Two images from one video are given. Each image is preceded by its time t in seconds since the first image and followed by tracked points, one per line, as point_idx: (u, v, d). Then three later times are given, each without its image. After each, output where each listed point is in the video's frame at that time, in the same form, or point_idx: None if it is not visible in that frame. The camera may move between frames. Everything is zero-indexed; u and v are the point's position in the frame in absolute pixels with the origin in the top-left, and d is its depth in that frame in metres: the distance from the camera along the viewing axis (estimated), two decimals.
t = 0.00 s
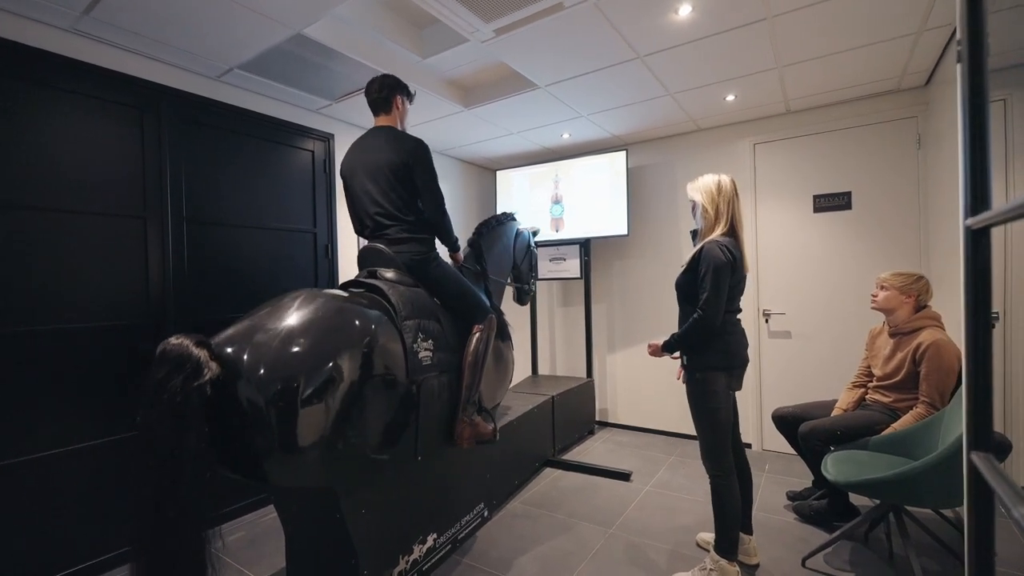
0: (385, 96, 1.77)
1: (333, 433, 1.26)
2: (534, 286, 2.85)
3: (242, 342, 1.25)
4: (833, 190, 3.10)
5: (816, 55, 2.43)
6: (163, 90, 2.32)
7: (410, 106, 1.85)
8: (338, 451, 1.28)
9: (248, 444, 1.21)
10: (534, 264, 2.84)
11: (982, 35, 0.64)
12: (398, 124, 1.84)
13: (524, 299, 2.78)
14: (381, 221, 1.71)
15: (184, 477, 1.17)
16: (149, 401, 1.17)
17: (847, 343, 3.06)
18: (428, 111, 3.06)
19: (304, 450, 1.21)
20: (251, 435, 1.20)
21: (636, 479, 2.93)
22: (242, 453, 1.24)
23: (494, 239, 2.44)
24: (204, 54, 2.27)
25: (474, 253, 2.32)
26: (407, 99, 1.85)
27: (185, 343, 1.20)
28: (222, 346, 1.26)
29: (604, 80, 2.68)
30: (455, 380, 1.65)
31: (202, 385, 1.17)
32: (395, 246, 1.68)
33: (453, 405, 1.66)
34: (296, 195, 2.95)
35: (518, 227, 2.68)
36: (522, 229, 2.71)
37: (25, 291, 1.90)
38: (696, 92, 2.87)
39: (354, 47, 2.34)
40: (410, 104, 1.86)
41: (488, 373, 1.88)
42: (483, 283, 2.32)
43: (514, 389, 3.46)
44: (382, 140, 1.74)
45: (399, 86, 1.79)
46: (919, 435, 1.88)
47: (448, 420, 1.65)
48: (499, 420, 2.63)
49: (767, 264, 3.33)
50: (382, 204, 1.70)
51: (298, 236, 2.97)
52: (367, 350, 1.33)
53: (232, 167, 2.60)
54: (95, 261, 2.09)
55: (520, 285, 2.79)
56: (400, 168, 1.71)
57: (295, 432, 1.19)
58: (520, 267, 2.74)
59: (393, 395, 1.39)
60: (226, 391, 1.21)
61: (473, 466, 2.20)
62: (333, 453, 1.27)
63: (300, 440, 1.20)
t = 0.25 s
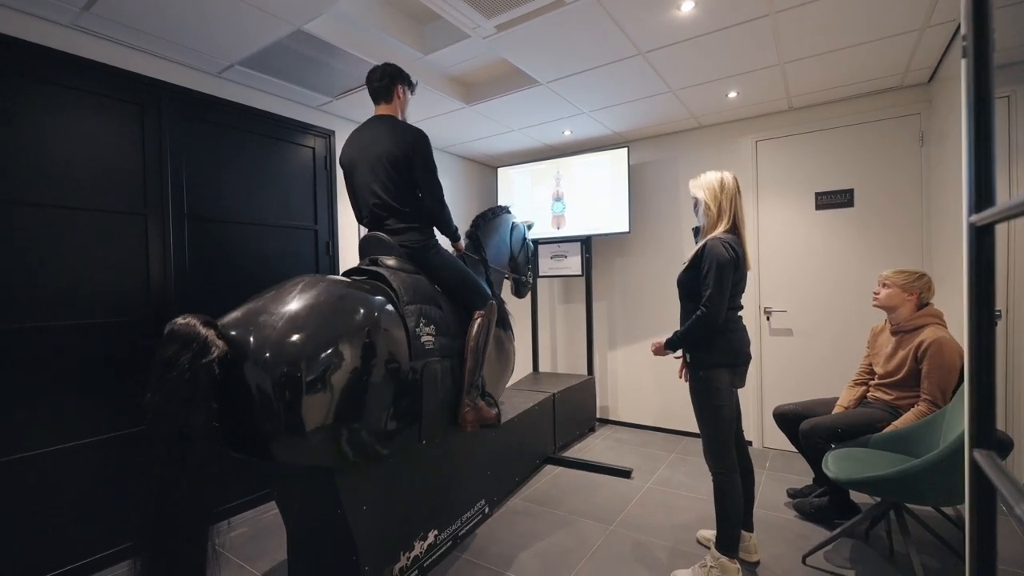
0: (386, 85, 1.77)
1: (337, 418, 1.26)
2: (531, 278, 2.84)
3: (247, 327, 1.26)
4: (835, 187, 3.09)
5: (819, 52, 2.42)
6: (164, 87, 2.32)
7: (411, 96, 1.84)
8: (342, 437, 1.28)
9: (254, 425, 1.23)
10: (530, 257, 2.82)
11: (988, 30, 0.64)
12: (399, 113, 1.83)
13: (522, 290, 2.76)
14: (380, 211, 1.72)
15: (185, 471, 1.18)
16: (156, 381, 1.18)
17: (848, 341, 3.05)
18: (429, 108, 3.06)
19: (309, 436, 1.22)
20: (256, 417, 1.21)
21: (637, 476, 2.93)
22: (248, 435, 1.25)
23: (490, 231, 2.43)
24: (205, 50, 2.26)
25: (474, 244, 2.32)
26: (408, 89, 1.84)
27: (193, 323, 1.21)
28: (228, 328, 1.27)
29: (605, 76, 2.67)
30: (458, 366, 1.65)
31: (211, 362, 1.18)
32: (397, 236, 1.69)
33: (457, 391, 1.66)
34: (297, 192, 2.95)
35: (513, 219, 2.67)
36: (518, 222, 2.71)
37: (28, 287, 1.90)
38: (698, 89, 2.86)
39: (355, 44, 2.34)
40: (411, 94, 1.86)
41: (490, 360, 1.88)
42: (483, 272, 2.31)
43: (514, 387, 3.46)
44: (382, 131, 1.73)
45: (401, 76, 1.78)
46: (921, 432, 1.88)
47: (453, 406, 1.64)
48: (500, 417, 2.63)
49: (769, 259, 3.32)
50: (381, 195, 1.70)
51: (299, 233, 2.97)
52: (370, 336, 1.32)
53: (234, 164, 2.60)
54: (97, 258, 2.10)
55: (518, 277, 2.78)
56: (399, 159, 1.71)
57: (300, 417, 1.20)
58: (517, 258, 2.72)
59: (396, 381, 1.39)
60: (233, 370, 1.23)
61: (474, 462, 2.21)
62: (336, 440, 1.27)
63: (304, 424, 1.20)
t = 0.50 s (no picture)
0: (384, 93, 1.76)
1: (331, 433, 1.26)
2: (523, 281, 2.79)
3: (234, 345, 1.25)
4: (835, 184, 3.08)
5: (820, 48, 2.40)
6: (162, 84, 2.31)
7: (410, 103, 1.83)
8: (337, 453, 1.28)
9: (245, 445, 1.23)
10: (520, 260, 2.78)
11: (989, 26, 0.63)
12: (396, 121, 1.82)
13: (513, 294, 2.72)
14: (373, 223, 1.71)
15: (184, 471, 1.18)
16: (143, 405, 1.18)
17: (848, 338, 3.05)
18: (429, 104, 3.05)
19: (302, 452, 1.22)
20: (245, 436, 1.22)
21: (637, 472, 2.94)
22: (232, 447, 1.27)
23: (479, 236, 2.44)
24: (204, 47, 2.25)
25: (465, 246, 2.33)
26: (406, 97, 1.83)
27: (177, 346, 1.21)
28: (214, 348, 1.27)
29: (605, 72, 2.66)
30: (453, 375, 1.65)
31: (195, 387, 1.18)
32: (387, 245, 1.69)
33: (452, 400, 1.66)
34: (297, 189, 2.95)
35: (502, 222, 2.65)
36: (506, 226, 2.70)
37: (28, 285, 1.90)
38: (698, 85, 2.85)
39: (355, 40, 2.33)
40: (410, 101, 1.85)
41: (486, 366, 1.88)
42: (475, 276, 2.28)
43: (515, 384, 3.46)
44: (380, 139, 1.72)
45: (399, 83, 1.77)
46: (921, 429, 1.88)
47: (449, 415, 1.64)
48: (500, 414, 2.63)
49: (769, 257, 3.31)
50: (374, 207, 1.68)
51: (299, 230, 2.96)
52: (361, 350, 1.32)
53: (233, 162, 2.59)
54: (96, 255, 2.09)
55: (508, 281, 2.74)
56: (394, 168, 1.69)
57: (292, 437, 1.20)
58: (507, 261, 2.69)
59: (390, 393, 1.38)
60: (220, 393, 1.23)
61: (474, 460, 2.21)
62: (331, 454, 1.27)
63: (297, 442, 1.20)
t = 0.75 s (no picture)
0: (382, 91, 1.76)
1: (330, 430, 1.25)
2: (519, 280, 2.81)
3: (234, 342, 1.24)
4: (835, 183, 3.09)
5: (819, 46, 2.40)
6: (161, 82, 2.30)
7: (409, 101, 1.84)
8: (336, 450, 1.28)
9: (244, 443, 1.22)
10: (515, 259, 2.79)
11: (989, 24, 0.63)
12: (393, 120, 1.82)
13: (509, 292, 2.73)
14: (372, 221, 1.70)
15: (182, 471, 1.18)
16: (142, 402, 1.18)
17: (847, 337, 3.06)
18: (428, 103, 3.04)
19: (301, 450, 1.21)
20: (245, 434, 1.21)
21: (636, 471, 2.94)
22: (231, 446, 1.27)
23: (477, 234, 2.44)
24: (203, 45, 2.25)
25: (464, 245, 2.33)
26: (405, 95, 1.83)
27: (177, 343, 1.21)
28: (214, 345, 1.25)
29: (604, 71, 2.65)
30: (452, 373, 1.65)
31: (194, 385, 1.18)
32: (386, 244, 1.70)
33: (451, 398, 1.66)
34: (296, 188, 2.94)
35: (498, 221, 2.65)
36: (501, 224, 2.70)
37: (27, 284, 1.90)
38: (698, 84, 2.85)
39: (355, 38, 2.33)
40: (407, 99, 1.85)
41: (485, 365, 1.88)
42: (475, 275, 2.29)
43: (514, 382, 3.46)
44: (377, 137, 1.72)
45: (397, 82, 1.77)
46: (920, 428, 1.88)
47: (448, 413, 1.63)
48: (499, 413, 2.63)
49: (769, 256, 3.31)
50: (373, 204, 1.68)
51: (298, 229, 2.96)
52: (361, 348, 1.32)
53: (232, 161, 2.59)
54: (96, 254, 2.09)
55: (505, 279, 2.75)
56: (393, 166, 1.69)
57: (292, 435, 1.19)
58: (504, 261, 2.70)
59: (389, 391, 1.39)
60: (219, 390, 1.22)
61: (473, 458, 2.21)
62: (330, 451, 1.27)
63: (297, 440, 1.19)
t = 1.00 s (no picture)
0: (382, 80, 1.75)
1: (336, 413, 1.25)
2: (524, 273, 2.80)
3: (245, 322, 1.25)
4: (834, 183, 3.09)
5: (820, 46, 2.40)
6: (160, 81, 2.29)
7: (408, 90, 1.83)
8: (341, 434, 1.27)
9: (250, 424, 1.21)
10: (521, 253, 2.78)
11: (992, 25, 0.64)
12: (394, 108, 1.81)
13: (514, 286, 2.73)
14: (380, 209, 1.69)
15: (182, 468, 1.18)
16: (153, 376, 1.17)
17: (847, 336, 3.06)
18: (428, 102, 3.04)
19: (307, 432, 1.21)
20: (252, 415, 1.20)
21: (635, 471, 2.94)
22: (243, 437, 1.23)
23: (483, 227, 2.45)
24: (202, 43, 2.24)
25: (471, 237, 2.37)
26: (405, 83, 1.82)
27: (190, 319, 1.19)
28: (226, 325, 1.25)
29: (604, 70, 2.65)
30: (457, 362, 1.64)
31: (207, 361, 1.16)
32: (395, 231, 1.68)
33: (456, 387, 1.65)
34: (296, 187, 2.94)
35: (505, 215, 2.65)
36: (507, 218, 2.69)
37: (26, 283, 1.90)
38: (698, 84, 2.84)
39: (354, 36, 2.32)
40: (407, 88, 1.84)
41: (489, 356, 1.87)
42: (482, 267, 2.30)
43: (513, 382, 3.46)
44: (377, 124, 1.71)
45: (397, 71, 1.76)
46: (919, 428, 1.89)
47: (452, 401, 1.63)
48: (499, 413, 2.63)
49: (769, 255, 3.31)
50: (381, 191, 1.68)
51: (298, 228, 2.95)
52: (369, 332, 1.32)
53: (231, 161, 2.58)
54: (95, 252, 2.09)
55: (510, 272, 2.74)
56: (396, 154, 1.69)
57: (299, 415, 1.19)
58: (510, 254, 2.70)
59: (395, 377, 1.38)
60: (230, 368, 1.21)
61: (473, 458, 2.21)
62: (335, 436, 1.26)
63: (303, 420, 1.20)
